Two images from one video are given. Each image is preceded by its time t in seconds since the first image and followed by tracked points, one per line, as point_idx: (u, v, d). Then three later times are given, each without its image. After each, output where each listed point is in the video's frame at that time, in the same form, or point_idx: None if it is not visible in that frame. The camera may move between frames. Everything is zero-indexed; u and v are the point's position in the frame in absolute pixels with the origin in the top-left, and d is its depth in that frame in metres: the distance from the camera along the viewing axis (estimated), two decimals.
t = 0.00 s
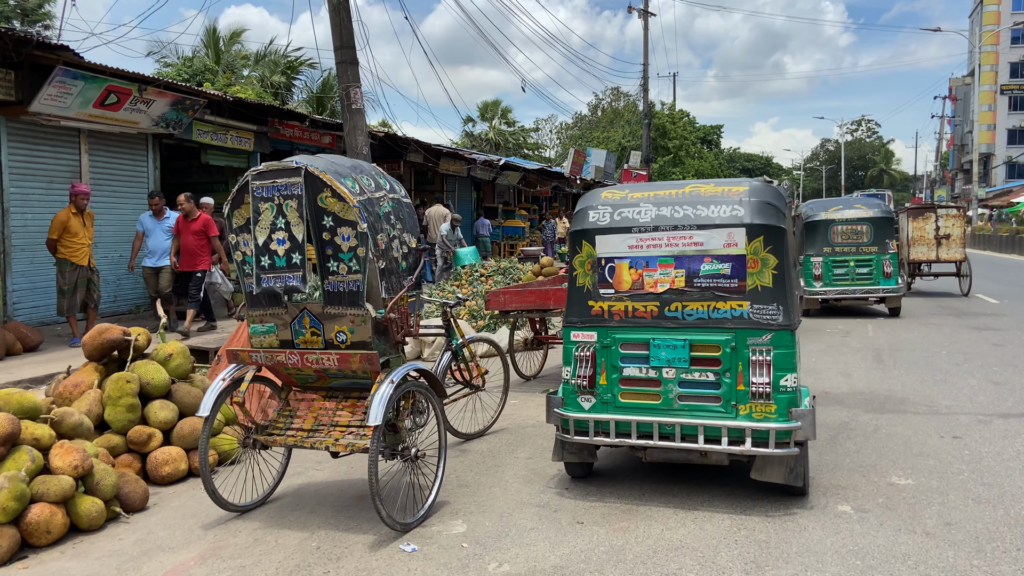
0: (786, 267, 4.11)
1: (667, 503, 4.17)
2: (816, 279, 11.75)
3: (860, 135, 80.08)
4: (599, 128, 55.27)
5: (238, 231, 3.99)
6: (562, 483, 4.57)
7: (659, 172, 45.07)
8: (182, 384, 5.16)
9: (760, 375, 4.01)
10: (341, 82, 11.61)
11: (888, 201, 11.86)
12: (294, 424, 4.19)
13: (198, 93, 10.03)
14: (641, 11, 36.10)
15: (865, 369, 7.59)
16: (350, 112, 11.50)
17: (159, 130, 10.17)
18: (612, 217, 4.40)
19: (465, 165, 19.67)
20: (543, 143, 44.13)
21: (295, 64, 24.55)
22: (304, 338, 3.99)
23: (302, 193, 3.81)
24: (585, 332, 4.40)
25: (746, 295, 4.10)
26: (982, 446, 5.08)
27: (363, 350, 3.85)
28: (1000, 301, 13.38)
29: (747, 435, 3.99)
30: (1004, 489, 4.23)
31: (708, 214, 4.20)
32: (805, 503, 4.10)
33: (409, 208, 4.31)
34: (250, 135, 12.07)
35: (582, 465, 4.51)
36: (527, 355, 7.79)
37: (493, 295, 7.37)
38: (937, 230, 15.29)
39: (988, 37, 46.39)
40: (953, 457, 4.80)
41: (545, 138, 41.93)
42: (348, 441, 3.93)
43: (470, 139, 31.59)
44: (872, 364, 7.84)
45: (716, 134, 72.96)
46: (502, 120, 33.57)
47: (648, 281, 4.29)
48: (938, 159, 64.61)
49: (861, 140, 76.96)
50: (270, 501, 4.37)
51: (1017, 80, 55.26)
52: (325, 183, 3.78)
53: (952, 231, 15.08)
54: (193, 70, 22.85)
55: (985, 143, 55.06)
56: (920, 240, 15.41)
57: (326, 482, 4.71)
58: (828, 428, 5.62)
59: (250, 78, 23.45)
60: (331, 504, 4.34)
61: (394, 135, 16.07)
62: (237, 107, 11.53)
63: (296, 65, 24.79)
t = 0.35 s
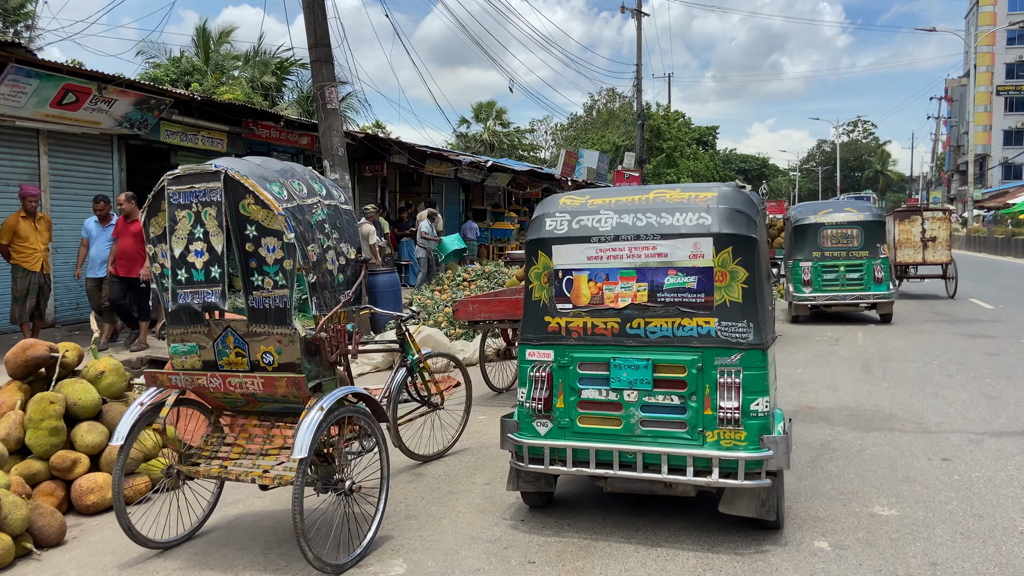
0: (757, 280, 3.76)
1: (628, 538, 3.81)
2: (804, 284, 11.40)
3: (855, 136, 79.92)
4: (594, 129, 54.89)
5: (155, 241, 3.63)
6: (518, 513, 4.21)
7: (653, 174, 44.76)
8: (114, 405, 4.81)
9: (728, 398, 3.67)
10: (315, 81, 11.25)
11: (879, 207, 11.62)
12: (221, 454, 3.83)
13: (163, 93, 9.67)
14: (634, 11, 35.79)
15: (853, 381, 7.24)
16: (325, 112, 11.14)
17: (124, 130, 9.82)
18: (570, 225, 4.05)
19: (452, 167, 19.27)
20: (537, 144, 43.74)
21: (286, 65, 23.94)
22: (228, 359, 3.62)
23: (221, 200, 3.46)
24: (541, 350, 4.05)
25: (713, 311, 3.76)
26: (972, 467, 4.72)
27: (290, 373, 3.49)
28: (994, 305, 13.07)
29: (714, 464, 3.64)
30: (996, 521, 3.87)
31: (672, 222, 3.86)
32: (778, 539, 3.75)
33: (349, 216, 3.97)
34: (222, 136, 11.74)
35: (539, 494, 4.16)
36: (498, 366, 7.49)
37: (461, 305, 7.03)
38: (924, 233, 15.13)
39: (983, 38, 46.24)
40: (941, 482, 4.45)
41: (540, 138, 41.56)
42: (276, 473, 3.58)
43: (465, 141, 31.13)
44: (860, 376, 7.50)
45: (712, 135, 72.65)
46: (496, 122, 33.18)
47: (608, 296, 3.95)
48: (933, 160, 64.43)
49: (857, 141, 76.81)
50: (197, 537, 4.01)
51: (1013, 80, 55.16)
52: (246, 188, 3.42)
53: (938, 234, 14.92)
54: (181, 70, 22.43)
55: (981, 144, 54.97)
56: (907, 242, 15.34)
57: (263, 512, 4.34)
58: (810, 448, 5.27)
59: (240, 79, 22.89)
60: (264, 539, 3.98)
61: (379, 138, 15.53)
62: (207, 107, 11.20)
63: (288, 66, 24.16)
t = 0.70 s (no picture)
0: (718, 283, 3.45)
1: (578, 567, 3.46)
2: (778, 286, 11.15)
3: (831, 139, 80.58)
4: (571, 131, 54.69)
5: (43, 240, 3.22)
6: (461, 539, 3.84)
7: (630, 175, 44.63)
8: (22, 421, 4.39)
9: (685, 413, 3.35)
10: (273, 76, 10.77)
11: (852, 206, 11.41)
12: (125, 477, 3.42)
13: (110, 86, 9.21)
14: (610, 12, 35.63)
15: (825, 387, 6.96)
16: (284, 108, 10.69)
17: (67, 127, 9.31)
18: (515, 222, 3.70)
19: (422, 167, 18.86)
20: (514, 145, 43.40)
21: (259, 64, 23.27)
22: (128, 372, 3.22)
23: (115, 192, 3.06)
24: (484, 360, 3.69)
25: (670, 317, 3.45)
26: (948, 481, 4.43)
27: (195, 389, 3.11)
28: (968, 307, 12.92)
29: (671, 486, 3.31)
30: (976, 543, 3.57)
31: (626, 219, 3.53)
32: (741, 566, 3.42)
33: (272, 213, 3.60)
34: (177, 133, 11.28)
35: (484, 518, 3.80)
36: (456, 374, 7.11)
37: (416, 309, 6.66)
38: (893, 233, 15.30)
39: (956, 41, 46.78)
40: (917, 499, 4.15)
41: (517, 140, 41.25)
42: (182, 500, 3.20)
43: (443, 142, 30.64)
44: (833, 381, 7.22)
45: (689, 137, 72.81)
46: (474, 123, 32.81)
47: (556, 300, 3.61)
48: (907, 163, 65.05)
49: (832, 143, 77.42)
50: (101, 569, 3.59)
51: (986, 83, 55.87)
52: (143, 180, 3.04)
53: (907, 234, 14.98)
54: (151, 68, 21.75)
55: (954, 147, 55.57)
56: (876, 242, 15.47)
57: (180, 541, 3.93)
58: (779, 461, 4.95)
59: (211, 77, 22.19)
60: (175, 571, 3.57)
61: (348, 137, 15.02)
62: (159, 103, 10.72)
63: (260, 65, 23.49)
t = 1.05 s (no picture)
0: (653, 302, 3.16)
1: None
2: (728, 294, 10.98)
3: (782, 147, 82.18)
4: (528, 137, 54.63)
5: None
6: None
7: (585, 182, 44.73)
8: None
9: (619, 446, 3.02)
10: (207, 77, 9.94)
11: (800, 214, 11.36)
12: None
13: (24, 85, 8.62)
14: (565, 18, 35.66)
15: (773, 402, 6.75)
16: (217, 109, 9.83)
17: None
18: (434, 235, 3.34)
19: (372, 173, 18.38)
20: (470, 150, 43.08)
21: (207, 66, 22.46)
22: None
23: None
24: (400, 388, 3.32)
25: (602, 340, 3.14)
26: (900, 507, 4.20)
27: (53, 429, 2.72)
28: (916, 314, 12.97)
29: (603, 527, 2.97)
30: None
31: (555, 231, 3.21)
32: None
33: (157, 224, 3.21)
34: (103, 135, 10.67)
35: (400, 561, 3.43)
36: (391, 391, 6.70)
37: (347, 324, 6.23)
38: (834, 240, 15.72)
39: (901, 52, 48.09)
40: (868, 529, 3.90)
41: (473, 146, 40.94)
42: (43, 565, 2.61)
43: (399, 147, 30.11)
44: (782, 395, 7.01)
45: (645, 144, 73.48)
46: (432, 129, 32.33)
47: (478, 321, 3.26)
48: (856, 170, 66.64)
49: (783, 151, 78.98)
50: None
51: (930, 93, 57.64)
52: None
53: (848, 241, 15.40)
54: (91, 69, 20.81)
55: (900, 155, 57.14)
56: (819, 249, 15.93)
57: None
58: (725, 486, 4.66)
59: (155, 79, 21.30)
60: None
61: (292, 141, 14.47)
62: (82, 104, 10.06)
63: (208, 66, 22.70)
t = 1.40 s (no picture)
0: (565, 322, 2.80)
1: None
2: (660, 303, 10.81)
3: (716, 156, 83.99)
4: (467, 142, 54.27)
5: None
6: None
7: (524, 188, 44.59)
8: None
9: (524, 487, 2.66)
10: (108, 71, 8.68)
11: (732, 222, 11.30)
12: None
13: None
14: (503, 23, 35.48)
15: (704, 417, 6.50)
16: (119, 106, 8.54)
17: None
18: (317, 246, 2.92)
19: (300, 178, 17.67)
20: (408, 155, 42.49)
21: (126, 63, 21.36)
22: None
23: None
24: (276, 423, 2.89)
25: (507, 366, 2.77)
26: (831, 535, 3.95)
27: None
28: (845, 321, 13.08)
29: None
30: None
31: (454, 241, 2.83)
32: None
33: None
34: None
35: None
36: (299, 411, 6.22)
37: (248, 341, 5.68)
38: (758, 248, 15.92)
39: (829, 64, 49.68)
40: (799, 561, 3.62)
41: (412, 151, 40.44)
42: None
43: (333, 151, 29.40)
44: (713, 409, 6.77)
45: (583, 151, 73.95)
46: (369, 134, 31.50)
47: (367, 344, 2.86)
48: (787, 179, 68.49)
49: (718, 160, 80.68)
50: None
51: (856, 104, 59.79)
52: None
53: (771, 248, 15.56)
54: None
55: (828, 164, 59.07)
56: (745, 256, 16.10)
57: None
58: (651, 513, 4.34)
59: (68, 76, 20.13)
60: None
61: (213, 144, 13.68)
62: None
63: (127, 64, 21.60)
